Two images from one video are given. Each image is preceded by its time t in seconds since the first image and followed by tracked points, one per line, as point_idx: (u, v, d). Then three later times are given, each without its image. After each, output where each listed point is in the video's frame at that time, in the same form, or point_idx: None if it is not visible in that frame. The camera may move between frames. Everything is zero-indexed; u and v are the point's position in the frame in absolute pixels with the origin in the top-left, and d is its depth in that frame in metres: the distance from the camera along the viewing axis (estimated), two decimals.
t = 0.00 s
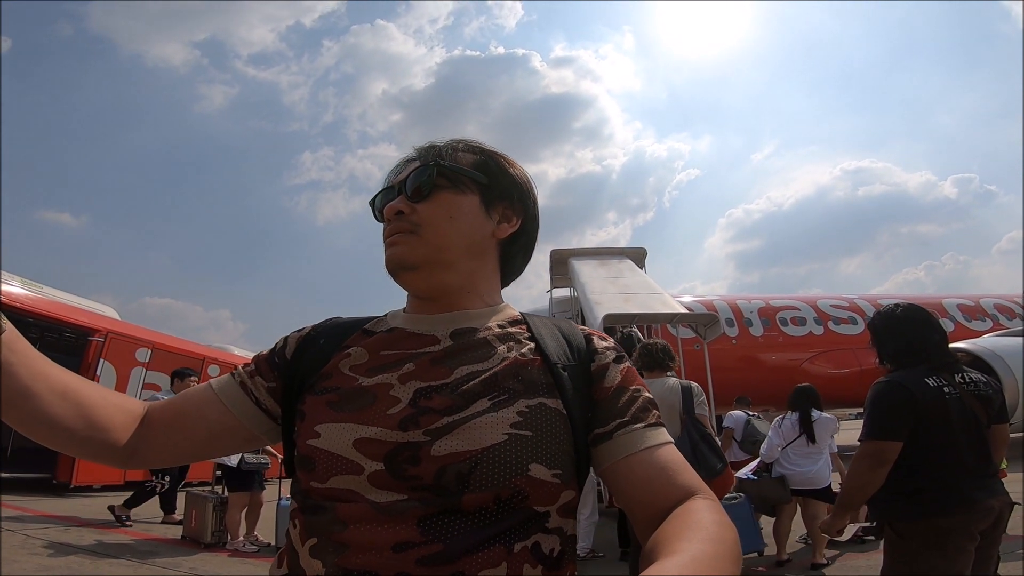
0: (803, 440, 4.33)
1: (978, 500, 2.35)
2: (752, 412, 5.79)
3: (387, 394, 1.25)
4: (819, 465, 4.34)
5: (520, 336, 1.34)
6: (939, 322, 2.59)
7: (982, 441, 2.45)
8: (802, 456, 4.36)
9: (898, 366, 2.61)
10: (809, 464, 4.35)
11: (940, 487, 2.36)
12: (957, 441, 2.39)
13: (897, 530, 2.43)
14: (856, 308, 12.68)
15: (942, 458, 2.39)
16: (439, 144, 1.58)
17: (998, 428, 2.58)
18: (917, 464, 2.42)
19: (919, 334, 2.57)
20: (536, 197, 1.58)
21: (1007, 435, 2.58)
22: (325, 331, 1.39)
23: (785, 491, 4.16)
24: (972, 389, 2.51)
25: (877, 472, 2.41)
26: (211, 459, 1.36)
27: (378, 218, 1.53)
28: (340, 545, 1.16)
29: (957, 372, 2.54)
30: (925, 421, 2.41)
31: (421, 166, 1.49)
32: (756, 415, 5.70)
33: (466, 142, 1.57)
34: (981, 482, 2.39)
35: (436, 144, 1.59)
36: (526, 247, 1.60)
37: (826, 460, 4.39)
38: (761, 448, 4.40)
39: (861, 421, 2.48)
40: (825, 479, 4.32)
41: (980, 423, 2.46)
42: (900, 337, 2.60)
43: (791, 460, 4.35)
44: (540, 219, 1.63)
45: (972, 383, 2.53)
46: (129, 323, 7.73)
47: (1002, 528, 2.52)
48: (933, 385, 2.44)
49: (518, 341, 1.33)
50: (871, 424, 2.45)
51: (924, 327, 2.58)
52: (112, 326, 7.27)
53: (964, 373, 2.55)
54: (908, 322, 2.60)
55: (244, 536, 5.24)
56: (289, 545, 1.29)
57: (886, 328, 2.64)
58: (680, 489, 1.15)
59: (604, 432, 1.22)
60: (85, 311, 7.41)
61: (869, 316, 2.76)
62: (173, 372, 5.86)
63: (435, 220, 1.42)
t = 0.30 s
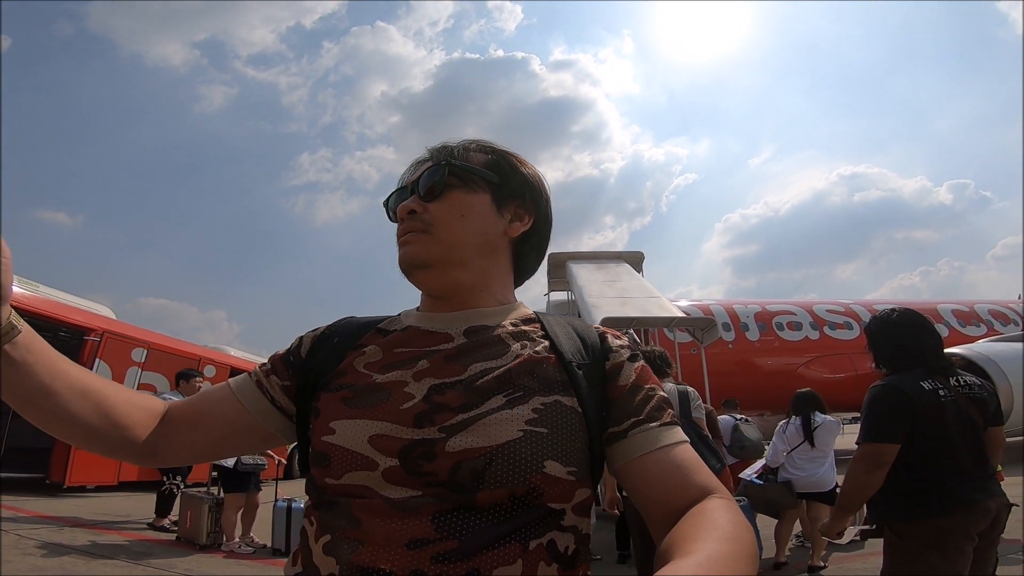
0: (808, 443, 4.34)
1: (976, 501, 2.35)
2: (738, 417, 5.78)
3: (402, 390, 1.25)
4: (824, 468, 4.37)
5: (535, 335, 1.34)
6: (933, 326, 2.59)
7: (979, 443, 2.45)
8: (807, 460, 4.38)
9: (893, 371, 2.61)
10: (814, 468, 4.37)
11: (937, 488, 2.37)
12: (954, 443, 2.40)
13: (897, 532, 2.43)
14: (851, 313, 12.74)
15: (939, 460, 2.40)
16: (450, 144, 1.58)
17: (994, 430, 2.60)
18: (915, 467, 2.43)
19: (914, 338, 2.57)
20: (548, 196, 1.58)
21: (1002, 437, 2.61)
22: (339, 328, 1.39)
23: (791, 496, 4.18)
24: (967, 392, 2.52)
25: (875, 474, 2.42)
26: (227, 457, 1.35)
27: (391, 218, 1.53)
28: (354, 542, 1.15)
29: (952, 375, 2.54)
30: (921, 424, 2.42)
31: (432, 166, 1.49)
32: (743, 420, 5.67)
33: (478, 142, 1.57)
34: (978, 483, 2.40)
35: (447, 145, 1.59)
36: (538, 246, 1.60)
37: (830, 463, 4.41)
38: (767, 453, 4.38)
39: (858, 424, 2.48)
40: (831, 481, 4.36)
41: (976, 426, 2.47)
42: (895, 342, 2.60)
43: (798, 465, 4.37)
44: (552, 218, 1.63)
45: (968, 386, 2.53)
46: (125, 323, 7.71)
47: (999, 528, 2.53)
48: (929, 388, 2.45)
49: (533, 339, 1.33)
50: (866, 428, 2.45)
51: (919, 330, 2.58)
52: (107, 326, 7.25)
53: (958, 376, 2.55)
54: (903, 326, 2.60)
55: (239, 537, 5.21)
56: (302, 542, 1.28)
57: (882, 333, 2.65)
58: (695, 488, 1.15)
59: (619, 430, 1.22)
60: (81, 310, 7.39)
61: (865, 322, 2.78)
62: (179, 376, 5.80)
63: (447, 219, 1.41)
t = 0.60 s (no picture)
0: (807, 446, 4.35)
1: (964, 501, 2.35)
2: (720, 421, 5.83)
3: (410, 388, 1.25)
4: (823, 471, 4.38)
5: (544, 336, 1.35)
6: (921, 331, 2.61)
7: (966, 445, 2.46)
8: (806, 463, 4.39)
9: (881, 376, 2.64)
10: (814, 470, 4.38)
11: (923, 489, 2.39)
12: (940, 445, 2.41)
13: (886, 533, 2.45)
14: (840, 318, 12.85)
15: (926, 460, 2.41)
16: (458, 147, 1.59)
17: (982, 432, 2.63)
18: (903, 470, 2.45)
19: (899, 343, 2.61)
20: (556, 198, 1.59)
21: (991, 439, 2.63)
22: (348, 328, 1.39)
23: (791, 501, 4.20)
24: (953, 396, 2.54)
25: (862, 475, 2.44)
26: (234, 454, 1.35)
27: (400, 219, 1.54)
28: (360, 540, 1.15)
29: (938, 380, 2.56)
30: (905, 429, 2.45)
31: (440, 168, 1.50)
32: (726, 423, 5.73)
33: (486, 144, 1.58)
34: (967, 484, 2.40)
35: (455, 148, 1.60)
36: (546, 248, 1.60)
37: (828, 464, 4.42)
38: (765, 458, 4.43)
39: (846, 427, 2.52)
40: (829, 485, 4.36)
41: (963, 429, 2.48)
42: (880, 348, 2.64)
43: (795, 468, 4.37)
44: (560, 220, 1.63)
45: (953, 390, 2.55)
46: (114, 321, 7.65)
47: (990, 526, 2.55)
48: (913, 393, 2.48)
49: (542, 340, 1.33)
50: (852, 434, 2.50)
51: (905, 335, 2.61)
52: (96, 324, 7.19)
53: (945, 381, 2.57)
54: (888, 332, 2.64)
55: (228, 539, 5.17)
56: (307, 541, 1.27)
57: (868, 340, 2.69)
58: (703, 491, 1.16)
59: (628, 432, 1.23)
60: (70, 308, 7.32)
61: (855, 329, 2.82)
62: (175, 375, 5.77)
63: (456, 220, 1.42)
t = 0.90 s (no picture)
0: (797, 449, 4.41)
1: (945, 501, 2.37)
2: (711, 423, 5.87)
3: (406, 387, 1.24)
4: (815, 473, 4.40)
5: (541, 335, 1.35)
6: (909, 336, 2.62)
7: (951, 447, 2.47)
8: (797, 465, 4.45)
9: (868, 380, 2.66)
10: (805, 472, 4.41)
11: (903, 489, 2.41)
12: (923, 448, 2.43)
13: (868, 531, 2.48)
14: (829, 322, 12.95)
15: (910, 460, 2.43)
16: (454, 148, 1.59)
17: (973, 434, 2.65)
18: (885, 470, 2.47)
19: (886, 347, 2.63)
20: (553, 198, 1.59)
21: (982, 440, 2.65)
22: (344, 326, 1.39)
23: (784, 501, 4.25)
24: (939, 400, 2.54)
25: (844, 473, 2.47)
26: (227, 453, 1.34)
27: (397, 219, 1.53)
28: (354, 538, 1.14)
29: (925, 384, 2.57)
30: (888, 431, 2.47)
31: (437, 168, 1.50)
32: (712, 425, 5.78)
33: (483, 145, 1.58)
34: (951, 485, 2.41)
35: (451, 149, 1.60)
36: (543, 248, 1.61)
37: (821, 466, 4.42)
38: (757, 459, 4.53)
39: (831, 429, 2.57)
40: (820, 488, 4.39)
41: (947, 432, 2.48)
42: (868, 352, 2.67)
43: (786, 470, 4.45)
44: (557, 220, 1.64)
45: (939, 394, 2.56)
46: (102, 321, 7.58)
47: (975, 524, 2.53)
48: (896, 396, 2.50)
49: (539, 340, 1.34)
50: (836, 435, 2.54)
51: (892, 340, 2.63)
52: (83, 323, 7.12)
53: (932, 385, 2.58)
54: (875, 336, 2.67)
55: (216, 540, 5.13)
56: (300, 539, 1.27)
57: (857, 345, 2.72)
58: (698, 491, 1.16)
59: (624, 432, 1.23)
60: (56, 307, 7.25)
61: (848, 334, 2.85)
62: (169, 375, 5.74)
63: (452, 220, 1.42)
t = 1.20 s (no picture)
0: (794, 450, 4.44)
1: (925, 499, 2.38)
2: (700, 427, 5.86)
3: (399, 387, 1.24)
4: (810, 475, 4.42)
5: (533, 336, 1.35)
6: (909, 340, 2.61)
7: (941, 448, 2.47)
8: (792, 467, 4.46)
9: (866, 384, 2.67)
10: (800, 474, 4.41)
11: (884, 487, 2.45)
12: (910, 451, 2.45)
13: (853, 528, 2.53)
14: (820, 325, 13.02)
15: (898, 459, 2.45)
16: (445, 150, 1.59)
17: (972, 437, 2.64)
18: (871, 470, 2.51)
19: (883, 352, 2.62)
20: (545, 198, 1.59)
21: (980, 442, 2.64)
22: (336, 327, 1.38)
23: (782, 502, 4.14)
24: (935, 405, 2.53)
25: (833, 473, 2.52)
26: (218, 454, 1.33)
27: (390, 220, 1.53)
28: (347, 539, 1.13)
29: (922, 388, 2.55)
30: (877, 436, 2.49)
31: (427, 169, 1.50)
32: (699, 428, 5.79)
33: (475, 146, 1.58)
34: (939, 485, 2.42)
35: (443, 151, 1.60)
36: (536, 247, 1.61)
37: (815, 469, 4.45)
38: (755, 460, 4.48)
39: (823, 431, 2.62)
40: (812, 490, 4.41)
41: (939, 436, 2.48)
42: (865, 357, 2.67)
43: (781, 471, 4.45)
44: (549, 220, 1.64)
45: (935, 399, 2.54)
46: (92, 321, 7.53)
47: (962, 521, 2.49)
48: (887, 401, 2.51)
49: (532, 340, 1.34)
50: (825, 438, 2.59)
51: (890, 345, 2.62)
52: (73, 323, 7.08)
53: (929, 390, 2.56)
54: (873, 341, 2.66)
55: (206, 542, 5.10)
56: (292, 541, 1.26)
57: (857, 349, 2.72)
58: (691, 492, 1.17)
59: (617, 433, 1.24)
60: (46, 307, 7.19)
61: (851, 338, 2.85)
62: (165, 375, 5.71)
63: (444, 220, 1.42)
